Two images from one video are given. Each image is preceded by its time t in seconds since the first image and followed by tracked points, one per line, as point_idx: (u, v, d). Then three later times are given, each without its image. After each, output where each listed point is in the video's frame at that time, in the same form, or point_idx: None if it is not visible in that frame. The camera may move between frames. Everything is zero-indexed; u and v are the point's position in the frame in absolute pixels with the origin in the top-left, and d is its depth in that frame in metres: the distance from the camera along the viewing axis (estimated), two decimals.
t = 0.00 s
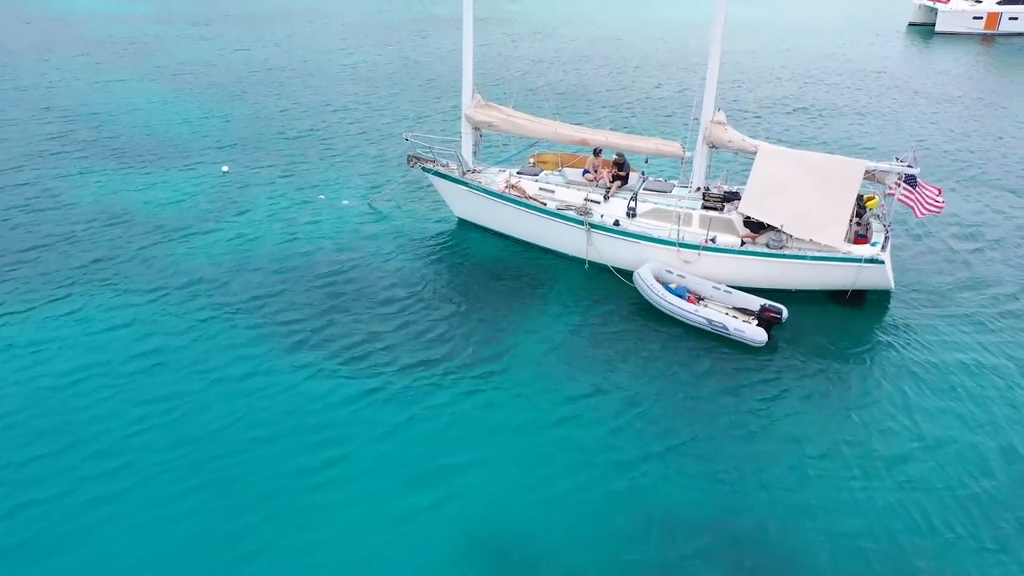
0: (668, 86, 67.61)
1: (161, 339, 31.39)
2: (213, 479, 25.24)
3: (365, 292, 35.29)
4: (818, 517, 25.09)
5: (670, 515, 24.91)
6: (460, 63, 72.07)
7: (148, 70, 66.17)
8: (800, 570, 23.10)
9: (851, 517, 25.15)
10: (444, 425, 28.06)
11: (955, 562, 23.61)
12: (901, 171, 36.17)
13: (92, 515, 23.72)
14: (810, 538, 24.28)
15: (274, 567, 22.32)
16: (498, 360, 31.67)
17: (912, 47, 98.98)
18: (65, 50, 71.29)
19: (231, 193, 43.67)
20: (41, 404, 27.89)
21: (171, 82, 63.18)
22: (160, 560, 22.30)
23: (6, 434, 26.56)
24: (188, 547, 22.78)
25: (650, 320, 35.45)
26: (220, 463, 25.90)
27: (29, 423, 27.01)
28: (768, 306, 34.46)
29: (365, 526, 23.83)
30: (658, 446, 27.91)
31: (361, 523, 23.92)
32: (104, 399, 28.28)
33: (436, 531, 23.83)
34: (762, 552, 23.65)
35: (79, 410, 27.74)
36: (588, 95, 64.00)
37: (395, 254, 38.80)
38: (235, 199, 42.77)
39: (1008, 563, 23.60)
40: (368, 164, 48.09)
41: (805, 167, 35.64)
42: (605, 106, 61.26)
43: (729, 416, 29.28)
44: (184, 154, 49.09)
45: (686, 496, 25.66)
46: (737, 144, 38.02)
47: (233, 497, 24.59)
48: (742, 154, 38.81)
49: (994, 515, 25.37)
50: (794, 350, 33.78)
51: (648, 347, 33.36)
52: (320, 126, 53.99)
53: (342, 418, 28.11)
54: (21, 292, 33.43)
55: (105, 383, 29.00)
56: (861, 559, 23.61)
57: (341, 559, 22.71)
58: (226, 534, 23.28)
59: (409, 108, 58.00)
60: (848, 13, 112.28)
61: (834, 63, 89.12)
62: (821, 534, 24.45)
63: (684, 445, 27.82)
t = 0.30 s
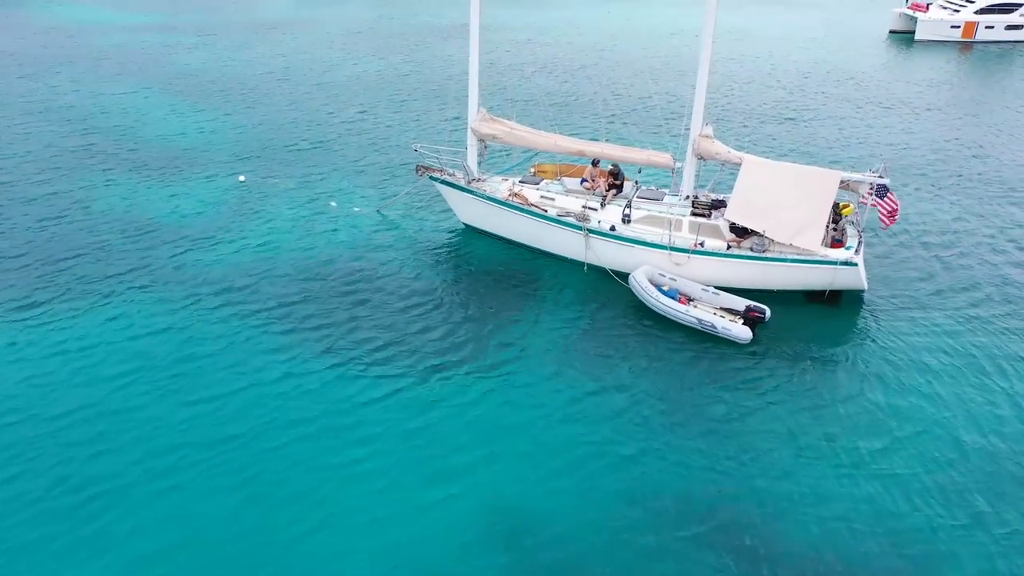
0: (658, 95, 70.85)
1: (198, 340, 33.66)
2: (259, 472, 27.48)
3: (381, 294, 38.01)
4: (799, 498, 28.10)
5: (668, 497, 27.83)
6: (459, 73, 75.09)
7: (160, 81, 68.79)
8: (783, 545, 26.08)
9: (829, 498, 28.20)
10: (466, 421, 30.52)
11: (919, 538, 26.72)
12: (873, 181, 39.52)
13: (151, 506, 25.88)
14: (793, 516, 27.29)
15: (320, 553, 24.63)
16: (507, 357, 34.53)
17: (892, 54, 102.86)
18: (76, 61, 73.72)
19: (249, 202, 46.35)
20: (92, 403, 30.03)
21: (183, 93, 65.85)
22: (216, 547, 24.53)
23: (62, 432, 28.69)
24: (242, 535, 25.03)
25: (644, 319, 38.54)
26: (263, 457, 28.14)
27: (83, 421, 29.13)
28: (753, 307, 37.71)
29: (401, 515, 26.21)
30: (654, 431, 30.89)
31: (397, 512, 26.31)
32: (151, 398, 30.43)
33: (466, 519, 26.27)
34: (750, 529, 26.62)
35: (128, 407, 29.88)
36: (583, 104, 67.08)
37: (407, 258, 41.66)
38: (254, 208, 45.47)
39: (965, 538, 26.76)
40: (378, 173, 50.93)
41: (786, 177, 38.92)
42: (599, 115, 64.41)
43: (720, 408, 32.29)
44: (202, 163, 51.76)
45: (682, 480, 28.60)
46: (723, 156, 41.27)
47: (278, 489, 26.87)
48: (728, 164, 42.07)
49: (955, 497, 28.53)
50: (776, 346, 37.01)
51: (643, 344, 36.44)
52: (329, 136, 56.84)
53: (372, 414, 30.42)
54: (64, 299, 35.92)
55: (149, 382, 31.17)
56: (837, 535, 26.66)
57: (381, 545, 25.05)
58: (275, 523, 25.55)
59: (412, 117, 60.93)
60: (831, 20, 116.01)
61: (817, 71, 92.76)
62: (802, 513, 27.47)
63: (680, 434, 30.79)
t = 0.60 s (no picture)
0: (650, 105, 74.15)
1: (232, 343, 36.25)
2: (300, 465, 30.08)
3: (398, 297, 41.02)
4: (786, 480, 31.18)
5: (668, 481, 30.83)
6: (459, 82, 78.18)
7: (171, 91, 71.49)
8: (772, 522, 29.13)
9: (812, 480, 31.30)
10: (485, 417, 33.32)
11: (893, 514, 29.85)
12: (850, 190, 42.89)
13: (204, 496, 28.41)
14: (779, 496, 30.36)
15: (361, 537, 27.28)
16: (515, 354, 37.65)
17: (874, 62, 106.71)
18: (88, 72, 76.28)
19: (268, 209, 49.21)
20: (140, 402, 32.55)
21: (195, 103, 68.60)
22: (267, 532, 27.10)
23: (115, 429, 31.27)
24: (288, 521, 27.61)
25: (640, 319, 41.78)
26: (303, 452, 30.75)
27: (134, 419, 31.64)
28: (740, 307, 40.95)
29: (431, 503, 28.91)
30: (651, 421, 34.07)
31: (428, 501, 29.00)
32: (194, 398, 32.99)
33: (489, 506, 29.02)
34: (742, 508, 29.67)
35: (174, 406, 32.41)
36: (579, 113, 70.35)
37: (420, 263, 44.73)
38: (273, 215, 48.32)
39: (934, 515, 29.93)
40: (388, 182, 53.90)
41: (770, 186, 42.24)
42: (594, 124, 67.68)
43: (711, 400, 35.48)
44: (220, 172, 54.57)
45: (680, 466, 31.62)
46: (713, 167, 44.57)
47: (318, 481, 29.48)
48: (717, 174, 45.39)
49: (924, 478, 31.74)
50: (761, 344, 40.34)
51: (640, 342, 39.67)
52: (338, 145, 59.80)
53: (399, 412, 33.13)
54: (102, 303, 38.43)
55: (190, 382, 33.79)
56: (820, 512, 29.73)
57: (415, 530, 27.72)
58: (318, 511, 28.17)
59: (417, 127, 63.94)
60: (816, 29, 119.91)
61: (802, 78, 96.41)
62: (788, 494, 30.55)
63: (677, 425, 33.84)
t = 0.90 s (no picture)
0: (644, 111, 77.51)
1: (265, 343, 39.21)
2: (336, 454, 33.06)
3: (414, 298, 44.15)
4: (774, 463, 34.46)
5: (667, 464, 34.09)
6: (460, 89, 81.29)
7: (185, 100, 74.32)
8: (761, 500, 32.42)
9: (798, 463, 34.58)
10: (501, 409, 36.44)
11: (868, 492, 33.22)
12: (830, 196, 46.35)
13: (251, 483, 31.36)
14: (768, 478, 33.66)
15: (396, 519, 30.28)
16: (524, 351, 40.84)
17: (859, 67, 110.56)
18: (100, 81, 78.89)
19: (286, 214, 52.17)
20: (185, 397, 35.47)
21: (208, 111, 71.44)
22: (305, 513, 30.09)
23: (161, 421, 34.19)
24: (330, 506, 30.60)
25: (638, 318, 45.06)
26: (337, 442, 33.74)
27: (180, 413, 34.57)
28: (731, 304, 44.32)
29: (456, 487, 32.00)
30: (650, 410, 37.34)
31: (454, 485, 32.06)
32: (235, 394, 35.91)
33: (510, 489, 32.16)
34: (735, 489, 32.93)
35: (216, 401, 35.38)
36: (576, 120, 73.64)
37: (432, 266, 47.84)
38: (292, 220, 51.27)
39: (907, 492, 33.27)
40: (398, 188, 56.96)
41: (757, 192, 45.58)
42: (592, 131, 70.99)
43: (704, 391, 38.81)
44: (238, 179, 57.49)
45: (678, 450, 34.87)
46: (704, 174, 47.90)
47: (354, 468, 32.50)
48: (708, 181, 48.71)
49: (897, 460, 35.13)
50: (750, 339, 43.68)
51: (638, 339, 42.95)
52: (349, 152, 62.82)
53: (423, 405, 36.17)
54: (140, 305, 41.34)
55: (227, 379, 36.74)
56: (804, 491, 33.02)
57: (445, 511, 30.79)
58: (355, 496, 31.15)
59: (423, 133, 67.01)
60: (802, 35, 123.71)
61: (789, 84, 100.09)
62: (776, 475, 33.84)
63: (675, 415, 37.10)
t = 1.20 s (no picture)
0: (638, 117, 80.86)
1: (292, 342, 42.09)
2: (364, 445, 35.94)
3: (427, 298, 47.24)
4: (765, 446, 37.70)
5: (667, 448, 37.27)
6: (461, 96, 84.41)
7: (196, 108, 77.17)
8: (753, 480, 35.63)
9: (786, 447, 37.81)
10: (513, 402, 39.49)
11: (849, 472, 36.50)
12: (814, 200, 49.81)
13: (288, 471, 34.21)
14: (759, 460, 36.86)
15: (423, 502, 33.20)
16: (532, 346, 44.02)
17: (844, 72, 114.35)
18: (112, 89, 81.58)
19: (303, 218, 55.12)
20: (221, 394, 38.29)
21: (220, 118, 74.32)
22: (339, 497, 33.09)
23: (201, 413, 37.10)
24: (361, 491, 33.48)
25: (637, 315, 48.30)
26: (365, 434, 36.62)
27: (218, 408, 37.39)
28: (723, 300, 47.63)
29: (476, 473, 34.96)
30: (651, 399, 40.55)
31: (473, 472, 35.01)
32: (267, 388, 38.86)
33: (525, 473, 35.20)
34: (729, 470, 36.11)
35: (250, 397, 38.24)
36: (574, 127, 76.91)
37: (443, 267, 50.90)
38: (308, 224, 54.25)
39: (886, 472, 36.57)
40: (407, 193, 60.02)
41: (746, 197, 48.92)
42: (589, 137, 74.25)
43: (699, 383, 42.11)
44: (254, 184, 60.38)
45: (676, 436, 38.12)
46: (696, 179, 51.24)
47: (381, 456, 35.40)
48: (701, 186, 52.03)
49: (876, 443, 38.45)
50: (741, 334, 47.01)
51: (638, 334, 46.20)
52: (358, 157, 65.84)
53: (442, 399, 39.13)
54: (173, 304, 44.28)
55: (259, 375, 39.67)
56: (793, 472, 36.23)
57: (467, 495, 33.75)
58: (385, 482, 34.03)
59: (428, 139, 70.08)
60: (790, 40, 127.53)
61: (777, 89, 103.80)
62: (767, 457, 37.05)
63: (673, 405, 40.30)
